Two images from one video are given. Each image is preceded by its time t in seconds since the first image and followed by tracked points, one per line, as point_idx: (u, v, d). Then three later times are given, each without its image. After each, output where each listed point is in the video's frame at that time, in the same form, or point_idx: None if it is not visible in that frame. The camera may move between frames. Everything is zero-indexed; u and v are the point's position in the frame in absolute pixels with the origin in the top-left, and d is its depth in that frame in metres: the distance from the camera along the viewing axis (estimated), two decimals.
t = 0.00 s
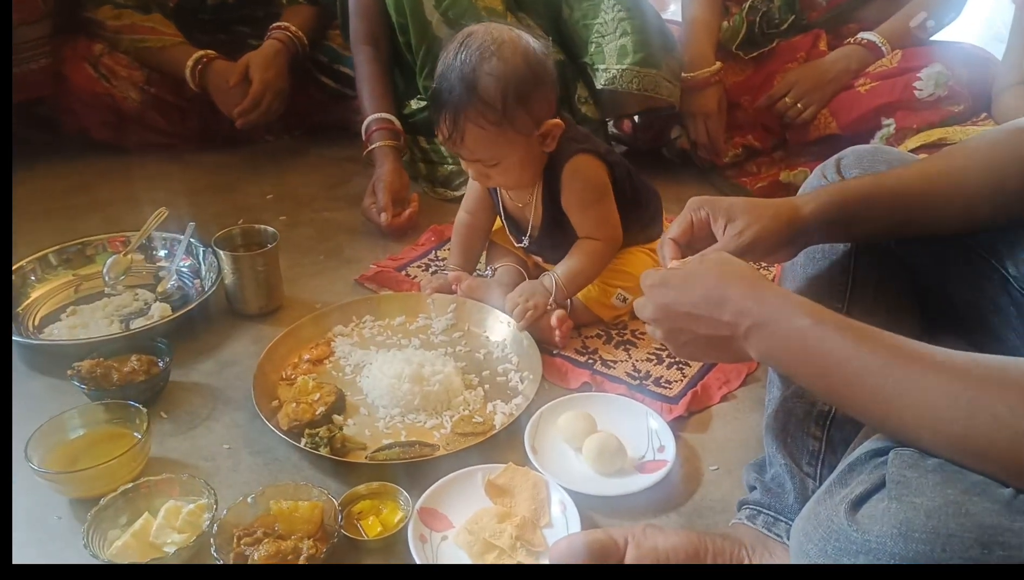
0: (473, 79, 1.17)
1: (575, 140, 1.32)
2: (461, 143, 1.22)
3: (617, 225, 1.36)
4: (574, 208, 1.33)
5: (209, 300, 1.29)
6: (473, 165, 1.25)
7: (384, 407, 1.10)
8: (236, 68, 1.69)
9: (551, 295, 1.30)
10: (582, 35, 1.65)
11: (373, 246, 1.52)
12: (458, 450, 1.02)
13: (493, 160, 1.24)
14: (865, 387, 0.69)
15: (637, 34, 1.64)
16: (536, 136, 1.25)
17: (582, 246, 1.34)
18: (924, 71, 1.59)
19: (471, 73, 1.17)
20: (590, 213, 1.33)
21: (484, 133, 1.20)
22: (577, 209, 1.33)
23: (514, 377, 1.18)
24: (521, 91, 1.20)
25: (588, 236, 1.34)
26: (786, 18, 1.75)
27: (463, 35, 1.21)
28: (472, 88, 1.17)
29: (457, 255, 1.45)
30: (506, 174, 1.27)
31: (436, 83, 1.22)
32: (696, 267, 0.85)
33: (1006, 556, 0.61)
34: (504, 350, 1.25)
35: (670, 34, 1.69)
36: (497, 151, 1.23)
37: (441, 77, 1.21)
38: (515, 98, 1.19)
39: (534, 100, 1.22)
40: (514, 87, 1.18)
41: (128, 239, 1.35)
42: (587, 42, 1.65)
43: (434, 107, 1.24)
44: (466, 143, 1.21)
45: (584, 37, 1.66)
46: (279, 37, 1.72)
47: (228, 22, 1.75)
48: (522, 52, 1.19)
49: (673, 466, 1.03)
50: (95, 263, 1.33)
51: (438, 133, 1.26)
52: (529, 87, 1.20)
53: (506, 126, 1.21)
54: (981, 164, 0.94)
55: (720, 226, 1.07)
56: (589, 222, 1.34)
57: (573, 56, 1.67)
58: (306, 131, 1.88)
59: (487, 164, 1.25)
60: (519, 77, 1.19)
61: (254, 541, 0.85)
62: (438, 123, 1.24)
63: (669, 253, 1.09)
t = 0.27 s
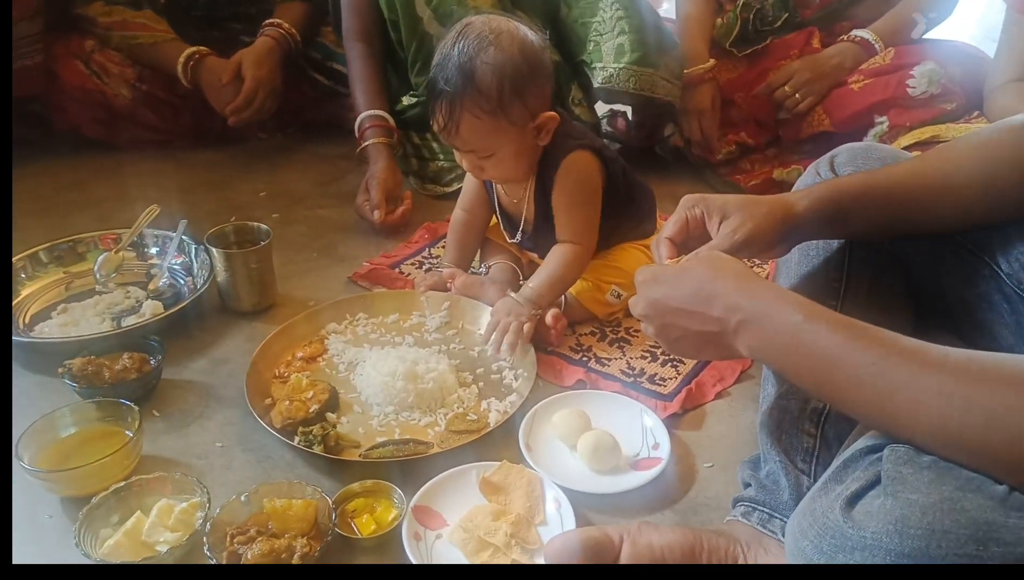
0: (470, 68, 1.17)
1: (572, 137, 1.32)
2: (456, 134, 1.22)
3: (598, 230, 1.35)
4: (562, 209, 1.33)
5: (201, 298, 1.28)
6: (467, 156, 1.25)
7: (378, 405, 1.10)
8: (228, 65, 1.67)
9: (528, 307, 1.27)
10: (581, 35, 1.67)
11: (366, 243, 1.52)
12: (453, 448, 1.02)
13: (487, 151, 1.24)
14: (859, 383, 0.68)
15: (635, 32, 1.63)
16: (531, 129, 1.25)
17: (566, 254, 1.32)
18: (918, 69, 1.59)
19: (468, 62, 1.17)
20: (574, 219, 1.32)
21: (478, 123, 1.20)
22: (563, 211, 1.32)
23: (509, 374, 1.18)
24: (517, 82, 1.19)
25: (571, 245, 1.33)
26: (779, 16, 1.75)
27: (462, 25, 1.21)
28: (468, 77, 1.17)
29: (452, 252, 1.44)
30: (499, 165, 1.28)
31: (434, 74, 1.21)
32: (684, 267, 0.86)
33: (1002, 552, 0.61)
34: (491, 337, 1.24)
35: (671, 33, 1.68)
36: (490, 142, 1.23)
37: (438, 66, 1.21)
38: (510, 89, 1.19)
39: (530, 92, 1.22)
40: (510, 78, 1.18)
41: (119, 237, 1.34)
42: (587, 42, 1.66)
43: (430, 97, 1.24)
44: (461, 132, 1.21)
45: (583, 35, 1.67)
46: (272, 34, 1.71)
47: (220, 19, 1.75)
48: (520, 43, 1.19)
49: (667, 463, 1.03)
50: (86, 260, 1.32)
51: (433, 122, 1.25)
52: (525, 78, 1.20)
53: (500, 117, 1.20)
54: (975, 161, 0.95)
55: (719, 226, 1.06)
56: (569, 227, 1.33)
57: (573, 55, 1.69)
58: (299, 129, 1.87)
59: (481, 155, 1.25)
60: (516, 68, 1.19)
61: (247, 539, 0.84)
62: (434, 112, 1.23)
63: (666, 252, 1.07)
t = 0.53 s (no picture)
0: (473, 67, 1.16)
1: (568, 139, 1.33)
2: (456, 131, 1.21)
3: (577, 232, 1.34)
4: (548, 210, 1.33)
5: (192, 298, 1.28)
6: (464, 154, 1.24)
7: (370, 405, 1.10)
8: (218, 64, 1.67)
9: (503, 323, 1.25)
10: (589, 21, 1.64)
11: (358, 243, 1.51)
12: (445, 448, 1.02)
13: (486, 150, 1.23)
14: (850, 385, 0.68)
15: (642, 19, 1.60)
16: (530, 129, 1.25)
17: (544, 261, 1.31)
18: (908, 69, 1.60)
19: (470, 60, 1.16)
20: (553, 224, 1.32)
21: (479, 121, 1.19)
22: (549, 215, 1.32)
23: (501, 375, 1.18)
24: (519, 82, 1.19)
25: (548, 251, 1.31)
26: (772, 16, 1.76)
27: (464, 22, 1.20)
28: (471, 75, 1.16)
29: (445, 251, 1.44)
30: (497, 165, 1.27)
31: (435, 70, 1.20)
32: (669, 269, 0.86)
33: (990, 552, 0.61)
34: (485, 335, 1.23)
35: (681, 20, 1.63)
36: (489, 140, 1.22)
37: (439, 63, 1.20)
38: (512, 88, 1.19)
39: (531, 92, 1.21)
40: (512, 77, 1.18)
41: (108, 237, 1.33)
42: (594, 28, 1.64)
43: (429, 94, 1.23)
44: (461, 130, 1.20)
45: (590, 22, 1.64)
46: (262, 33, 1.71)
47: (210, 16, 1.71)
48: (522, 43, 1.19)
49: (659, 463, 1.04)
50: (75, 260, 1.32)
51: (431, 118, 1.24)
52: (526, 77, 1.20)
53: (501, 116, 1.20)
54: (962, 162, 0.96)
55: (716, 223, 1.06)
56: (551, 231, 1.32)
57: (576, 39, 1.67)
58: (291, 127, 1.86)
59: (479, 153, 1.24)
60: (517, 68, 1.18)
61: (237, 541, 0.84)
62: (433, 109, 1.22)
63: (654, 249, 1.10)
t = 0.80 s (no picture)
0: (477, 64, 1.16)
1: (561, 137, 1.33)
2: (456, 128, 1.20)
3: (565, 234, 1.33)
4: (537, 206, 1.32)
5: (183, 298, 1.27)
6: (463, 151, 1.24)
7: (362, 406, 1.09)
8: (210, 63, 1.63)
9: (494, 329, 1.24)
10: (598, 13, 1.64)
11: (350, 243, 1.50)
12: (438, 448, 1.01)
13: (485, 147, 1.23)
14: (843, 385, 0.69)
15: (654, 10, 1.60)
16: (530, 126, 1.26)
17: (533, 261, 1.29)
18: (900, 70, 1.61)
19: (473, 57, 1.16)
20: (541, 222, 1.30)
21: (481, 118, 1.19)
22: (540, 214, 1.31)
23: (493, 375, 1.18)
24: (521, 79, 1.20)
25: (535, 250, 1.29)
26: (764, 16, 1.76)
27: (464, 19, 1.20)
28: (474, 72, 1.16)
29: (437, 250, 1.43)
30: (495, 163, 1.28)
31: (434, 67, 1.20)
32: (661, 267, 0.86)
33: (983, 551, 0.61)
34: (480, 335, 1.23)
35: (690, 4, 1.62)
36: (489, 138, 1.22)
37: (440, 60, 1.19)
38: (514, 86, 1.19)
39: (532, 89, 1.22)
40: (515, 75, 1.18)
41: (98, 236, 1.32)
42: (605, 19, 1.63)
43: (427, 91, 1.22)
44: (462, 128, 1.20)
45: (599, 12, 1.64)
46: (254, 32, 1.68)
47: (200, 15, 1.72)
48: (524, 41, 1.19)
49: (653, 462, 1.04)
50: (64, 260, 1.30)
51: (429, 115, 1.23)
52: (529, 75, 1.20)
53: (503, 114, 1.20)
54: (954, 162, 0.95)
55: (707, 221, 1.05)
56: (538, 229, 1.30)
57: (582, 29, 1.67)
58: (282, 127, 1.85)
59: (479, 150, 1.24)
60: (520, 65, 1.19)
61: (229, 542, 0.84)
62: (432, 106, 1.21)
63: (644, 244, 1.09)
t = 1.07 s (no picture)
0: (469, 58, 1.16)
1: (552, 135, 1.33)
2: (449, 124, 1.20)
3: (553, 232, 1.32)
4: (524, 203, 1.31)
5: (174, 298, 1.26)
6: (455, 148, 1.24)
7: (354, 406, 1.09)
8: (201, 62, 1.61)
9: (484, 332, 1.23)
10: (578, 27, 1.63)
11: (342, 243, 1.50)
12: (430, 448, 1.01)
13: (479, 143, 1.23)
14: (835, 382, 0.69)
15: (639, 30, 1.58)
16: (521, 122, 1.26)
17: (523, 259, 1.29)
18: (892, 70, 1.61)
19: (465, 52, 1.16)
20: (530, 220, 1.30)
21: (474, 113, 1.19)
22: (530, 213, 1.31)
23: (486, 375, 1.18)
24: (513, 74, 1.20)
25: (524, 247, 1.29)
26: (755, 17, 1.76)
27: (454, 15, 1.20)
28: (467, 66, 1.16)
29: (429, 250, 1.43)
30: (488, 160, 1.27)
31: (426, 63, 1.19)
32: (652, 266, 0.86)
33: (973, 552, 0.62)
34: (474, 334, 1.23)
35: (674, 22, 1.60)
36: (483, 134, 1.22)
37: (432, 55, 1.19)
38: (507, 81, 1.19)
39: (525, 85, 1.23)
40: (507, 69, 1.19)
41: (88, 235, 1.31)
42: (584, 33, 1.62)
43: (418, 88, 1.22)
44: (455, 123, 1.19)
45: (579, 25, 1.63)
46: (246, 31, 1.66)
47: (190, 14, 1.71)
48: (515, 36, 1.20)
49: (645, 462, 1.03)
50: (53, 260, 1.29)
51: (420, 113, 1.22)
52: (521, 70, 1.21)
53: (496, 108, 1.20)
54: (946, 163, 0.97)
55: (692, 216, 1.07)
56: (527, 225, 1.30)
57: (560, 40, 1.66)
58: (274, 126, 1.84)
59: (472, 146, 1.24)
60: (512, 60, 1.19)
61: (220, 544, 0.83)
62: (423, 102, 1.21)
63: (635, 238, 1.10)
